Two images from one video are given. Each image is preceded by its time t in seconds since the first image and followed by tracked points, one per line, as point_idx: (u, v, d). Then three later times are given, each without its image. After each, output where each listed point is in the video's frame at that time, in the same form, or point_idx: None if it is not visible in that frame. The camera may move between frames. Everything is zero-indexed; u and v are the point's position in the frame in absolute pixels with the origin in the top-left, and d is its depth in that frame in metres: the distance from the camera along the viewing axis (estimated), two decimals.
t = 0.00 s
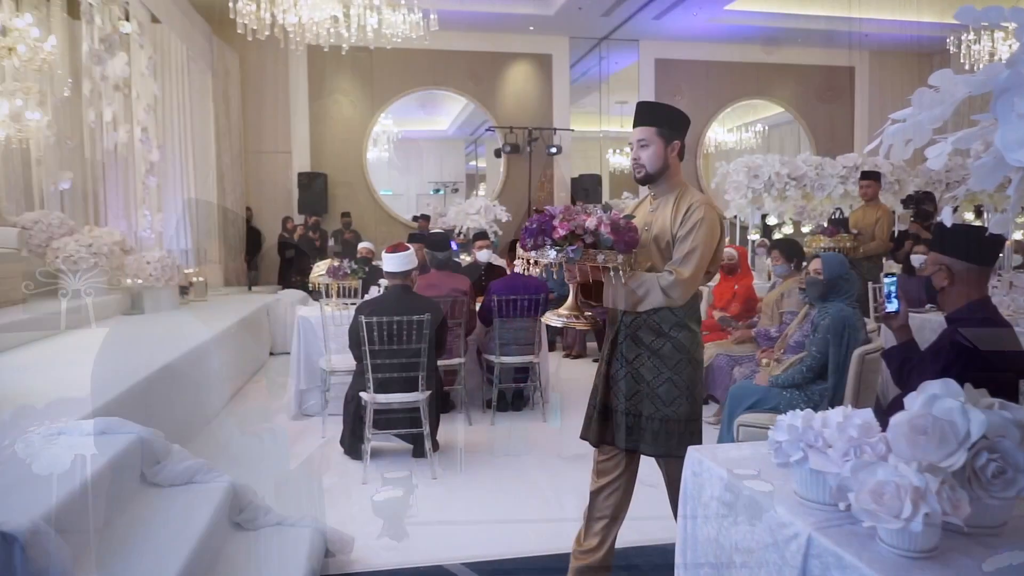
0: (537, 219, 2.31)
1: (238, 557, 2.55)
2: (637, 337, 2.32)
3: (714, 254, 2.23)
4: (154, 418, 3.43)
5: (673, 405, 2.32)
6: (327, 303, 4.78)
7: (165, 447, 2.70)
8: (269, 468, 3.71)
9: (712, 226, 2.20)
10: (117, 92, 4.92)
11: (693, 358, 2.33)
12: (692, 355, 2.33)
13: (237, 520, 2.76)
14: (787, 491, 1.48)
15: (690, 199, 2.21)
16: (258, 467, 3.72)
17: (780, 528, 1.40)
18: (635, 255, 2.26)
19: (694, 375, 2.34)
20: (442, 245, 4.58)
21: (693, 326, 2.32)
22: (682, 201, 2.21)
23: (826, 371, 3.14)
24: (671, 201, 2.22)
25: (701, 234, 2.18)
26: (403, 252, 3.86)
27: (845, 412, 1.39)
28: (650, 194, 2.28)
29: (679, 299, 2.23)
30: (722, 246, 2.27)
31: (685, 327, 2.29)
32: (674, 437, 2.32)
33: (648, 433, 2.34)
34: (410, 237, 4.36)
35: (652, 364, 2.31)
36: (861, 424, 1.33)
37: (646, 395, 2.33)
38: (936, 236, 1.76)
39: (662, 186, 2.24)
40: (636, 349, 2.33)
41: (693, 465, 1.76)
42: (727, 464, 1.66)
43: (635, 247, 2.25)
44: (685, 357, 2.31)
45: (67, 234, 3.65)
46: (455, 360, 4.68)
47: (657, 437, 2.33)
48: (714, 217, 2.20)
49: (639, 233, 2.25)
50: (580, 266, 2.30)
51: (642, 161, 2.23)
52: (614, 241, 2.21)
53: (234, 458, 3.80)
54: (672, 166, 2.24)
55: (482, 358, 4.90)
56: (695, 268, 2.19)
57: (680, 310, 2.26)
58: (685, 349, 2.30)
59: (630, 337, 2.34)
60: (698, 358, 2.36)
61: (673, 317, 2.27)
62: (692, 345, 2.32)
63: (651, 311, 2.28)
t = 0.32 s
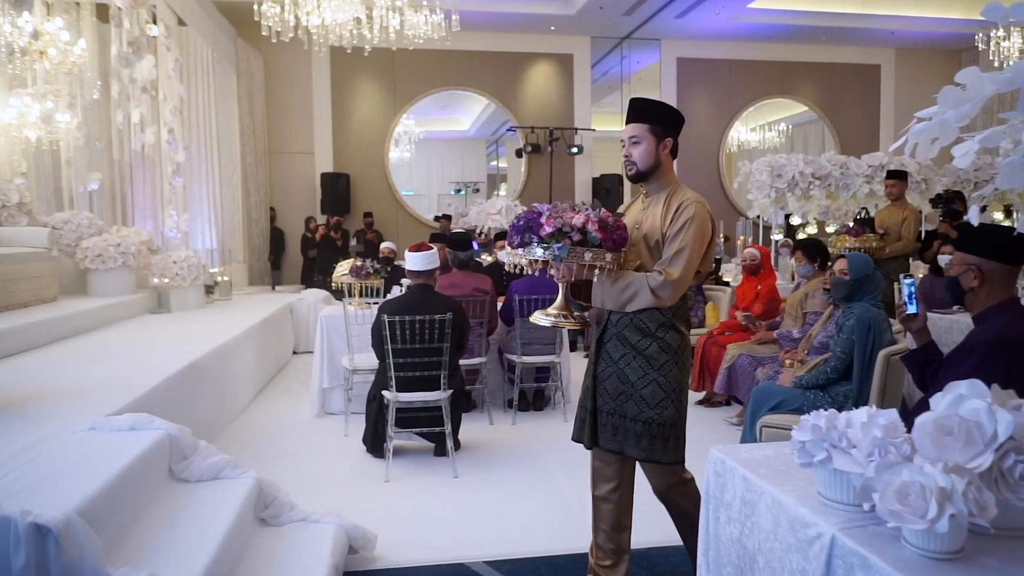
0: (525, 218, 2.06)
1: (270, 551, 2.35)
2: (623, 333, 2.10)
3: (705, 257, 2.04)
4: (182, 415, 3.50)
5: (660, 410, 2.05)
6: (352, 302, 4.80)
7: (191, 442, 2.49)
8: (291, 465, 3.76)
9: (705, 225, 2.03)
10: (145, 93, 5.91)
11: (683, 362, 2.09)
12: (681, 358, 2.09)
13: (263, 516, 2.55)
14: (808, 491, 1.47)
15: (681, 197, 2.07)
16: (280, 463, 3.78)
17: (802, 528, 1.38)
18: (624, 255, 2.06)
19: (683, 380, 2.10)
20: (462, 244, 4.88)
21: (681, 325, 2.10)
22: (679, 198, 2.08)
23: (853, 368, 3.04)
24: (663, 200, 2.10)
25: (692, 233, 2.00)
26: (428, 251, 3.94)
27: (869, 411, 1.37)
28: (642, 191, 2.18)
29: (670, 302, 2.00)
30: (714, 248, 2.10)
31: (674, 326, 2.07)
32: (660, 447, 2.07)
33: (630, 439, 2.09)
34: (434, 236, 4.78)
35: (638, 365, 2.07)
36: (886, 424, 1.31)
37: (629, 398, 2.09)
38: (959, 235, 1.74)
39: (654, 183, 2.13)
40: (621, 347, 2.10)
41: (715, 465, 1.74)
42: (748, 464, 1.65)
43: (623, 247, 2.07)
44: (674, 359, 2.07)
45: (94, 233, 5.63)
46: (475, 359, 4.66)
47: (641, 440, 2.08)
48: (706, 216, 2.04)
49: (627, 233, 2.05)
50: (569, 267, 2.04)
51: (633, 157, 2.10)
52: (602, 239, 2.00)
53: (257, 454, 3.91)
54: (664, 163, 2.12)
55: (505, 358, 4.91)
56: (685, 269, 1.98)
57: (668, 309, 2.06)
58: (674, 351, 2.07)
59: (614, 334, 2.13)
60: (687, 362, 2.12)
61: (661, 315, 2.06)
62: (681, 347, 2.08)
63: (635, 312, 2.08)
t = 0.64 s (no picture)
0: (512, 216, 2.07)
1: (295, 547, 2.39)
2: (614, 331, 2.09)
3: (697, 254, 2.02)
4: (209, 413, 3.55)
5: (645, 410, 2.04)
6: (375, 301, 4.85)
7: (218, 438, 2.52)
8: (314, 462, 3.80)
9: (698, 223, 2.01)
10: (172, 95, 6.01)
11: (674, 363, 2.08)
12: (672, 359, 2.07)
13: (287, 513, 2.58)
14: (832, 493, 1.46)
15: (674, 194, 2.06)
16: (305, 460, 3.82)
17: (825, 529, 1.37)
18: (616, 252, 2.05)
19: (673, 382, 2.09)
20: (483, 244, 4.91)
21: (674, 326, 2.08)
22: (672, 194, 2.07)
23: (879, 369, 3.01)
24: (657, 196, 2.10)
25: (684, 231, 1.98)
26: (452, 251, 3.94)
27: (894, 412, 1.36)
28: (638, 188, 2.17)
29: (660, 301, 1.99)
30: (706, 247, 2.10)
31: (667, 326, 2.05)
32: (644, 448, 2.06)
33: (615, 440, 2.07)
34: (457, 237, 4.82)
35: (627, 364, 2.06)
36: (912, 425, 1.30)
37: (617, 397, 2.07)
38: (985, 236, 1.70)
39: (650, 179, 2.12)
40: (611, 345, 2.09)
41: (738, 465, 1.74)
42: (771, 464, 1.64)
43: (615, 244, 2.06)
44: (664, 358, 2.05)
45: (123, 233, 5.70)
46: (497, 358, 4.69)
47: (627, 440, 2.06)
48: (699, 214, 2.03)
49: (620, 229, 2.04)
50: (560, 261, 2.06)
51: (627, 153, 2.10)
52: (593, 234, 1.99)
53: (282, 452, 3.96)
54: (661, 160, 2.11)
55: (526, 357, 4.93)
56: (676, 268, 1.97)
57: (660, 308, 2.04)
58: (665, 350, 2.05)
59: (607, 332, 2.12)
60: (678, 363, 2.10)
61: (652, 314, 2.04)
62: (673, 348, 2.07)
63: (624, 310, 2.07)
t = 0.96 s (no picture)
0: (506, 214, 2.11)
1: (320, 544, 2.41)
2: (608, 333, 2.07)
3: (690, 255, 1.99)
4: (235, 410, 3.61)
5: (631, 412, 2.02)
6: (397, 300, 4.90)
7: (244, 435, 2.55)
8: (337, 459, 3.84)
9: (692, 224, 1.99)
10: (198, 97, 6.09)
11: (666, 367, 2.05)
12: (664, 363, 2.05)
13: (311, 509, 2.61)
14: (858, 495, 1.45)
15: (670, 193, 2.04)
16: (328, 457, 3.87)
17: (851, 532, 1.37)
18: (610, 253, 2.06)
19: (663, 387, 2.06)
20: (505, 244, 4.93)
21: (668, 329, 2.05)
22: (667, 194, 2.05)
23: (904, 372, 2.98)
24: (655, 195, 2.08)
25: (676, 231, 1.96)
26: (475, 249, 3.94)
27: (920, 414, 1.35)
28: (639, 188, 2.16)
29: (652, 302, 1.97)
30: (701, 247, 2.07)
31: (659, 328, 2.02)
32: (629, 450, 2.04)
33: (600, 441, 2.05)
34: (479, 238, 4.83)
35: (618, 365, 2.04)
36: (939, 428, 1.30)
37: (606, 398, 2.05)
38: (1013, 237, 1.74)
39: (649, 179, 2.11)
40: (604, 346, 2.08)
41: (761, 466, 1.73)
42: (795, 466, 1.64)
43: (608, 243, 2.06)
44: (656, 361, 2.02)
45: (149, 233, 5.80)
46: (518, 357, 4.71)
47: (611, 442, 2.04)
48: (693, 214, 2.00)
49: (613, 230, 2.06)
50: (552, 262, 2.08)
51: (626, 152, 2.09)
52: (583, 233, 2.02)
53: (306, 449, 4.01)
54: (660, 158, 2.09)
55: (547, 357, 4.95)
56: (666, 270, 1.95)
57: (653, 311, 2.02)
58: (656, 354, 2.02)
59: (601, 333, 2.10)
60: (670, 368, 2.07)
61: (645, 316, 2.03)
62: (665, 352, 2.04)
63: (617, 311, 2.06)
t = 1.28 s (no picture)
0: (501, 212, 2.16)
1: (342, 542, 2.43)
2: (601, 337, 2.06)
3: (679, 257, 1.93)
4: (259, 407, 3.66)
5: (619, 416, 1.98)
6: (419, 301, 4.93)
7: (269, 433, 2.59)
8: (360, 458, 3.87)
9: (681, 225, 1.93)
10: (222, 99, 6.18)
11: (657, 373, 1.99)
12: (654, 369, 1.99)
13: (335, 506, 2.63)
14: (883, 497, 1.44)
15: (662, 194, 2.00)
16: (351, 455, 3.90)
17: (876, 534, 1.36)
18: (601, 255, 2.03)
19: (656, 394, 2.00)
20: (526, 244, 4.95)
21: (660, 334, 1.99)
22: (660, 194, 2.01)
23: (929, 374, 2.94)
24: (649, 196, 2.05)
25: (660, 233, 1.91)
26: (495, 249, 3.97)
27: (948, 417, 1.33)
28: (641, 188, 2.13)
29: (637, 307, 1.93)
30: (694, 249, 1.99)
31: (648, 333, 1.98)
32: (618, 455, 1.99)
33: (591, 444, 2.03)
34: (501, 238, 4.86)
35: (608, 369, 2.02)
36: (966, 431, 1.28)
37: (597, 403, 2.03)
38: None
39: (648, 179, 2.08)
40: (598, 351, 2.07)
41: (785, 468, 1.73)
42: (820, 468, 1.63)
43: (601, 245, 2.05)
44: (644, 366, 1.98)
45: (175, 233, 5.90)
46: (539, 357, 4.73)
47: (601, 446, 2.01)
48: (683, 214, 1.94)
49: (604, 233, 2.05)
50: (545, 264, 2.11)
51: (623, 153, 2.09)
52: (570, 234, 2.03)
53: (328, 446, 4.04)
54: (660, 158, 2.06)
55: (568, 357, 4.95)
56: (650, 273, 1.90)
57: (642, 315, 1.98)
58: (645, 359, 1.98)
59: (598, 337, 2.08)
60: (664, 374, 2.00)
61: (634, 320, 1.99)
62: (656, 357, 1.99)
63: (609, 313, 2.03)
